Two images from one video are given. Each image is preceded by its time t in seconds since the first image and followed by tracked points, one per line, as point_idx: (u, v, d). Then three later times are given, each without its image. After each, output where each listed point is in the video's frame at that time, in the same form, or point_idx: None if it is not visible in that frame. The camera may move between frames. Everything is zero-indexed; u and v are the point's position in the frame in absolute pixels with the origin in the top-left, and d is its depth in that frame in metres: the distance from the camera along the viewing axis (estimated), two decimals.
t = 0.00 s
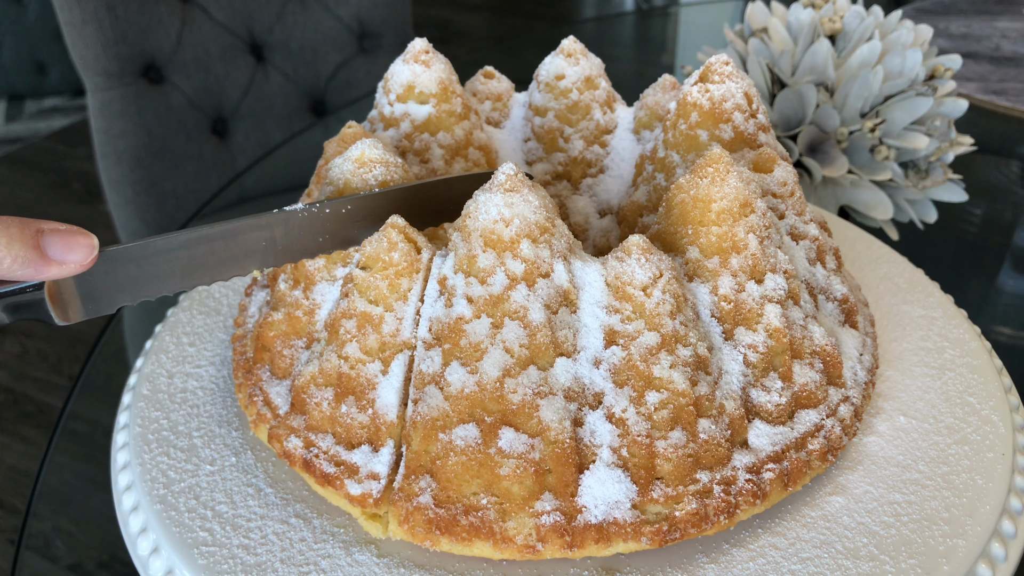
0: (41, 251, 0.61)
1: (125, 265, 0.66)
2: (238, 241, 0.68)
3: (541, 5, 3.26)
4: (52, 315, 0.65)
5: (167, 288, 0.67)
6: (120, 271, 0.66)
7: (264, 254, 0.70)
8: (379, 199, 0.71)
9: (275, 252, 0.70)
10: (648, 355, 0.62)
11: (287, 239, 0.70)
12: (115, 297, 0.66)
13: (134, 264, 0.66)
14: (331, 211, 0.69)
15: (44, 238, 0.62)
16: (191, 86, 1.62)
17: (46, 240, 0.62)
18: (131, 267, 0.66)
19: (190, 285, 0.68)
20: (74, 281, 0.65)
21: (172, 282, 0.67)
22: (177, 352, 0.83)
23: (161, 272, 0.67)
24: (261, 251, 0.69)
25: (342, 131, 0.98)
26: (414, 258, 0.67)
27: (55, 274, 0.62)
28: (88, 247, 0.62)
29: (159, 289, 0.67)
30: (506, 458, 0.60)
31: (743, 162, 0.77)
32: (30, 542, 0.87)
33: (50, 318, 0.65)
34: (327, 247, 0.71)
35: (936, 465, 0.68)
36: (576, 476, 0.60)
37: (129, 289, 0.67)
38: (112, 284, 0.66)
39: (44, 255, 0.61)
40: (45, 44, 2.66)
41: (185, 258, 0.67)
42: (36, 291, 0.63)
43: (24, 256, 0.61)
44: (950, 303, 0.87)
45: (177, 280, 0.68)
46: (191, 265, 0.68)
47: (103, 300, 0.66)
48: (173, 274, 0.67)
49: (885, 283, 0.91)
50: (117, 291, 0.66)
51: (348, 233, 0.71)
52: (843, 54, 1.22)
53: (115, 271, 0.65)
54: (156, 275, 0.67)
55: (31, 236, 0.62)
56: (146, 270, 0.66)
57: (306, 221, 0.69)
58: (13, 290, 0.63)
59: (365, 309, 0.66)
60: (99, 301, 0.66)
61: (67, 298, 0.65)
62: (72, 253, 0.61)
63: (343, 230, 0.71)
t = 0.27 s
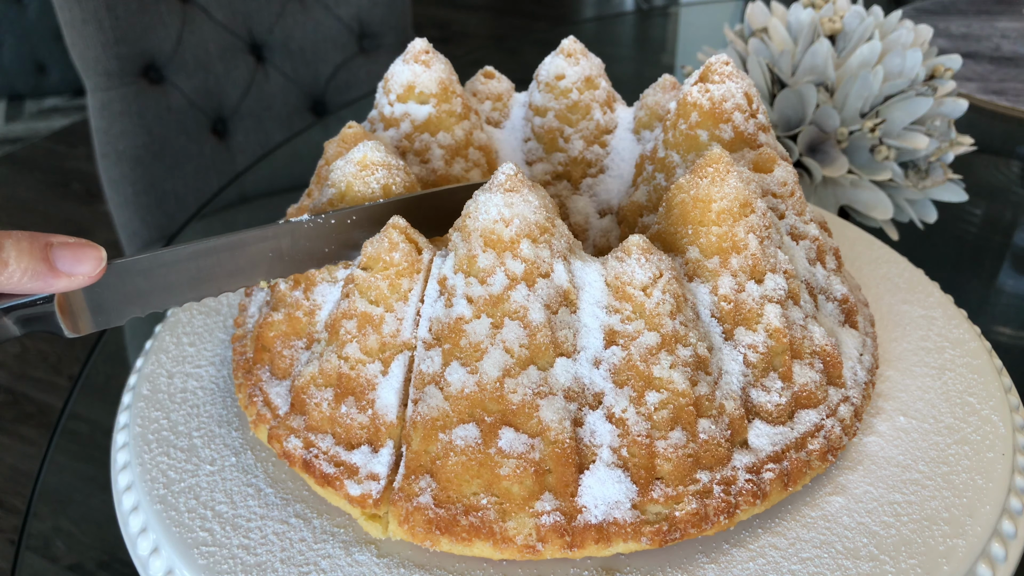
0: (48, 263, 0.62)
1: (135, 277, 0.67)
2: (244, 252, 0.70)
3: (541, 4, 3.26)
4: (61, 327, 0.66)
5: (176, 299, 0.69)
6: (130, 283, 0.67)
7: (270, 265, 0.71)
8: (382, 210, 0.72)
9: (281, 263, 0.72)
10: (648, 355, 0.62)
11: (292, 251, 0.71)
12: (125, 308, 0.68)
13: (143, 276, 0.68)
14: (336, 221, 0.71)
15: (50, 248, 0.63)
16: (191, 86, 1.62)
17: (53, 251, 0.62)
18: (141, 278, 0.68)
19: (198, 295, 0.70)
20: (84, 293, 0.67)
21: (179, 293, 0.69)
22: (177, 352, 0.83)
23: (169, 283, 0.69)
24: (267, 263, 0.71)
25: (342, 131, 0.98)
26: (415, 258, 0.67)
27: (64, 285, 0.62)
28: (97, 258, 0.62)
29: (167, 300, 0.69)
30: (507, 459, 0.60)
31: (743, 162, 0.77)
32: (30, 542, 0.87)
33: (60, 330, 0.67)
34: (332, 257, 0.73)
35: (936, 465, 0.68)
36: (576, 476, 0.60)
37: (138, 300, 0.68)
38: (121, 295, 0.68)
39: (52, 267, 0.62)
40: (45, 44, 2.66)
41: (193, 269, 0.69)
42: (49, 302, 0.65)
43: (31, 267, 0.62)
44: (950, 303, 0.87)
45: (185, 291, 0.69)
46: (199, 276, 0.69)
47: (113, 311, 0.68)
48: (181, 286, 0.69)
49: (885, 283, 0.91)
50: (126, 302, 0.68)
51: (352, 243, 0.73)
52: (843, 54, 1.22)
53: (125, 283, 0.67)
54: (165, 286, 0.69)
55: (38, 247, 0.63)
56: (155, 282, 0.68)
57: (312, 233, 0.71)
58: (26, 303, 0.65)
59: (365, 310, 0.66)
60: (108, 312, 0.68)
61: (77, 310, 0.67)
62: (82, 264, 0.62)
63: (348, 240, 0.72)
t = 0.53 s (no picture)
0: (57, 276, 0.64)
1: (142, 290, 0.68)
2: (250, 265, 0.71)
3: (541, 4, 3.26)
4: (69, 339, 0.67)
5: (182, 311, 0.70)
6: (137, 295, 0.68)
7: (275, 277, 0.72)
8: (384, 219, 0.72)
9: (285, 275, 0.72)
10: (648, 355, 0.62)
11: (297, 264, 0.72)
12: (132, 321, 0.69)
13: (151, 288, 0.68)
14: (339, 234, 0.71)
15: (60, 262, 0.65)
16: (191, 86, 1.62)
17: (62, 265, 0.64)
18: (149, 291, 0.68)
19: (205, 308, 0.71)
20: (91, 305, 0.67)
21: (186, 306, 0.70)
22: (177, 352, 0.83)
23: (176, 295, 0.69)
24: (273, 276, 0.72)
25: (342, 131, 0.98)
26: (415, 258, 0.67)
27: (71, 298, 0.64)
28: (106, 272, 0.64)
29: (174, 312, 0.70)
30: (506, 459, 0.60)
31: (743, 162, 0.77)
32: (30, 542, 0.87)
33: (68, 343, 0.67)
34: (336, 269, 0.73)
35: (935, 465, 0.68)
36: (576, 476, 0.60)
37: (146, 312, 0.69)
38: (129, 308, 0.68)
39: (60, 280, 0.63)
40: (45, 44, 2.66)
41: (200, 282, 0.70)
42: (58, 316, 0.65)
43: (40, 280, 0.64)
44: (950, 303, 0.87)
45: (191, 303, 0.70)
46: (206, 289, 0.70)
47: (120, 323, 0.68)
48: (188, 298, 0.70)
49: (885, 283, 0.91)
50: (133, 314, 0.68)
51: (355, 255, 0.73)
52: (843, 54, 1.22)
53: (132, 295, 0.68)
54: (172, 299, 0.69)
55: (48, 261, 0.65)
56: (163, 294, 0.68)
57: (317, 246, 0.72)
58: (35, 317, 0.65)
59: (365, 310, 0.66)
60: (115, 325, 0.68)
61: (85, 323, 0.67)
62: (90, 277, 0.63)
63: (351, 252, 0.73)
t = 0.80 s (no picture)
0: (62, 286, 0.62)
1: (145, 299, 0.67)
2: (253, 274, 0.70)
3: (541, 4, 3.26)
4: (73, 348, 0.65)
5: (186, 320, 0.69)
6: (141, 304, 0.67)
7: (278, 287, 0.71)
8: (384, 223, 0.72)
9: (288, 285, 0.71)
10: (648, 355, 0.62)
11: (300, 273, 0.71)
12: (137, 330, 0.67)
13: (154, 297, 0.67)
14: (342, 244, 0.71)
15: (63, 271, 0.62)
16: (191, 86, 1.62)
17: (66, 274, 0.62)
18: (152, 300, 0.67)
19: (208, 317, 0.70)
20: (97, 316, 0.66)
21: (189, 315, 0.69)
22: (177, 352, 0.83)
23: (180, 305, 0.68)
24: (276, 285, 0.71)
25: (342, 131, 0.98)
26: (415, 258, 0.66)
27: (78, 308, 0.62)
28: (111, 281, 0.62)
29: (178, 322, 0.68)
30: (506, 459, 0.60)
31: (743, 162, 0.77)
32: (30, 542, 0.87)
33: (73, 353, 0.66)
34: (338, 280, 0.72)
35: (936, 465, 0.68)
36: (576, 476, 0.60)
37: (149, 322, 0.68)
38: (133, 317, 0.67)
39: (66, 289, 0.62)
40: (45, 44, 2.66)
41: (203, 291, 0.68)
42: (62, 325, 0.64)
43: (44, 291, 0.61)
44: (950, 303, 0.87)
45: (195, 313, 0.69)
46: (209, 298, 0.69)
47: (123, 333, 0.67)
48: (191, 307, 0.68)
49: (885, 283, 0.91)
50: (137, 324, 0.67)
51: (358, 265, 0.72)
52: (843, 54, 1.22)
53: (136, 305, 0.66)
54: (176, 308, 0.68)
55: (51, 271, 0.62)
56: (166, 303, 0.67)
57: (320, 255, 0.71)
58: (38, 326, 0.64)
59: (365, 310, 0.66)
60: (120, 335, 0.67)
61: (90, 333, 0.66)
62: (95, 288, 0.62)
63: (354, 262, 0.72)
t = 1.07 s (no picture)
0: (65, 298, 0.61)
1: (147, 310, 0.66)
2: (256, 285, 0.69)
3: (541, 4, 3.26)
4: (77, 359, 0.65)
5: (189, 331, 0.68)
6: (144, 316, 0.66)
7: (279, 297, 0.70)
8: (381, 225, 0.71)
9: (290, 296, 0.71)
10: (648, 355, 0.62)
11: (302, 284, 0.70)
12: (140, 341, 0.67)
13: (156, 308, 0.66)
14: (344, 254, 0.71)
15: (67, 283, 0.62)
16: (191, 86, 1.62)
17: (70, 286, 0.62)
18: (155, 311, 0.66)
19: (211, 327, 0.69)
20: (101, 328, 0.65)
21: (192, 326, 0.68)
22: (177, 352, 0.83)
23: (182, 316, 0.68)
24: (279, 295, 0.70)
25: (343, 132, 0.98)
26: (414, 258, 0.67)
27: (81, 320, 0.61)
28: (115, 293, 0.61)
29: (181, 332, 0.68)
30: (506, 459, 0.60)
31: (743, 162, 0.77)
32: (30, 542, 0.87)
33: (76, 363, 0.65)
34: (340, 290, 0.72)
35: (936, 465, 0.68)
36: (576, 476, 0.60)
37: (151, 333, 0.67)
38: (135, 328, 0.66)
39: (69, 301, 0.61)
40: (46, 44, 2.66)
41: (206, 302, 0.68)
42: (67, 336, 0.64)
43: (46, 302, 0.61)
44: (950, 303, 0.87)
45: (198, 323, 0.68)
46: (211, 309, 0.69)
47: (127, 344, 0.67)
48: (193, 318, 0.68)
49: (885, 283, 0.91)
50: (140, 335, 0.67)
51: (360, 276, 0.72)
52: (843, 54, 1.22)
53: (138, 316, 0.66)
54: (179, 319, 0.67)
55: (55, 283, 0.62)
56: (169, 314, 0.67)
57: (322, 265, 0.70)
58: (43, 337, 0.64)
59: (365, 310, 0.66)
60: (123, 345, 0.67)
61: (94, 344, 0.65)
62: (99, 299, 0.61)
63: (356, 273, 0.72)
